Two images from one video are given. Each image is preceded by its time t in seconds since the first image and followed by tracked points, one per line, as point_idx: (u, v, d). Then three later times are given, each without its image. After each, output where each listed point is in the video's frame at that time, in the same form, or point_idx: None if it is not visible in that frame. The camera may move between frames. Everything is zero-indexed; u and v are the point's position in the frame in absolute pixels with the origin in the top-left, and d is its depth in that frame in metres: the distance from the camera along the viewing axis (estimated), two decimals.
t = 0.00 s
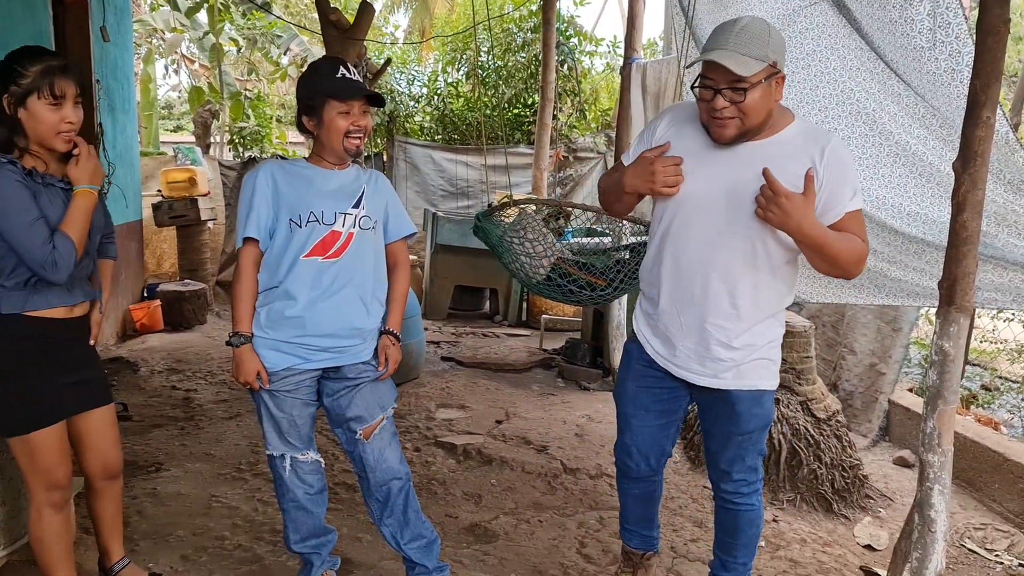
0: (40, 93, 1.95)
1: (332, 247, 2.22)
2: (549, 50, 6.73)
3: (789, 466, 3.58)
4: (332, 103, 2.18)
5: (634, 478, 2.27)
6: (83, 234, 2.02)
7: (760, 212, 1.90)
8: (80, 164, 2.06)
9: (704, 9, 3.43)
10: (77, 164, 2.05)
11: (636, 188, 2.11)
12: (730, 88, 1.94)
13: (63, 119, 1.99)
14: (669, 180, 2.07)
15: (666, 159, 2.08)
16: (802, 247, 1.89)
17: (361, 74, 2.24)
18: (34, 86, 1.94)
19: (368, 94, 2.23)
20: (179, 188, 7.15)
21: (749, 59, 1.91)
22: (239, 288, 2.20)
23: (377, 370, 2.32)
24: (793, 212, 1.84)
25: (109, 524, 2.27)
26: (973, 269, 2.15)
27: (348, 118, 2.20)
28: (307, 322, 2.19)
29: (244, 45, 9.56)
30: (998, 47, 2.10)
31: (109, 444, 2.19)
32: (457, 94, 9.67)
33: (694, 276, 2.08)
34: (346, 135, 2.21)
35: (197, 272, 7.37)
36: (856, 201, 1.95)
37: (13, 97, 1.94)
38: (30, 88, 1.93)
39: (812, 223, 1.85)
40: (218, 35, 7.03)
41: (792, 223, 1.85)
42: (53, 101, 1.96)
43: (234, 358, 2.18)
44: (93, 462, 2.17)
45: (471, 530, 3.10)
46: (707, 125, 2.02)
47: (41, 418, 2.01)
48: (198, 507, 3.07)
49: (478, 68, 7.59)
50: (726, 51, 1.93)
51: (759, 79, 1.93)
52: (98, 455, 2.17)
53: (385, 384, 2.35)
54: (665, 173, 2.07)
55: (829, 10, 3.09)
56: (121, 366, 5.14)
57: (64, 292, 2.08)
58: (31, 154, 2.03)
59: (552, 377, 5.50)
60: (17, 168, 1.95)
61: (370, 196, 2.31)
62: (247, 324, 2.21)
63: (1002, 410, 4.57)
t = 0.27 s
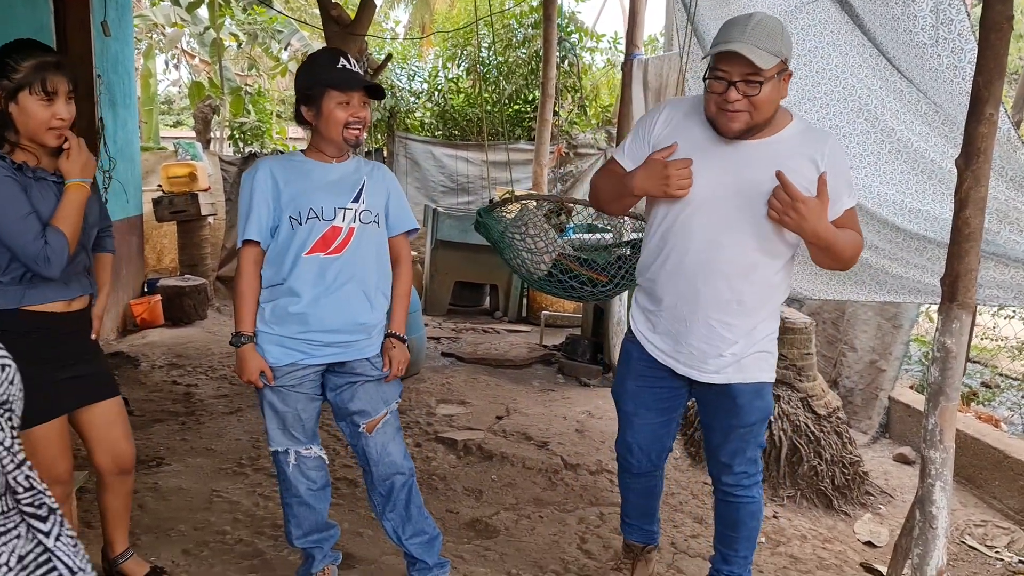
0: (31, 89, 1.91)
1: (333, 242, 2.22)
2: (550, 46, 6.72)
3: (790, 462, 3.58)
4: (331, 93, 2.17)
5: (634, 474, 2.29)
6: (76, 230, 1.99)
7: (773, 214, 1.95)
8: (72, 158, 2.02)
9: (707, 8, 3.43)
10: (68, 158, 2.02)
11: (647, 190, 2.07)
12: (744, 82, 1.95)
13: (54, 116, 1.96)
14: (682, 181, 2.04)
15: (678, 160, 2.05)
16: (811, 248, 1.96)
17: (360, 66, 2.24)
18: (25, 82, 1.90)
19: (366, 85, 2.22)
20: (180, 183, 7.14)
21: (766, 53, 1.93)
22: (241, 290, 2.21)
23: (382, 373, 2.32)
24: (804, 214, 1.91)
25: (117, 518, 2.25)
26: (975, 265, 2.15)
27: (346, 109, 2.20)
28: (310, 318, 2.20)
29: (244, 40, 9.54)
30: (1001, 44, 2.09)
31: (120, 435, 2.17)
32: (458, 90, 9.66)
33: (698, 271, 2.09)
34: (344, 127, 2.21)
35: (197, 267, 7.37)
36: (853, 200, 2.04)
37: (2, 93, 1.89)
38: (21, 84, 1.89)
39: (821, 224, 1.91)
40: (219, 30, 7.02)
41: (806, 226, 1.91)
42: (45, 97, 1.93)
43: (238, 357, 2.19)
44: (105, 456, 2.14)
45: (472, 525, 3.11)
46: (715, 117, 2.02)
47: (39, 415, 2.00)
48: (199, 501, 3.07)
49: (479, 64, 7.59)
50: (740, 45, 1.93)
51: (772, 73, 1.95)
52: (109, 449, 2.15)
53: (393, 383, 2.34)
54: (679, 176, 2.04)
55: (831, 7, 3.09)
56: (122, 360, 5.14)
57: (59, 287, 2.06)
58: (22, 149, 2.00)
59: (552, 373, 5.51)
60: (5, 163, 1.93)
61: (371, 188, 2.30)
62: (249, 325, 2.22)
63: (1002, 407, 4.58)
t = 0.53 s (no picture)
0: (18, 80, 1.91)
1: (341, 232, 2.21)
2: (551, 40, 6.70)
3: (788, 457, 3.58)
4: (324, 83, 2.17)
5: (630, 472, 2.30)
6: (63, 223, 1.98)
7: (739, 196, 1.99)
8: (60, 149, 2.01)
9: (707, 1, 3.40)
10: (57, 149, 2.00)
11: (613, 191, 2.06)
12: (721, 67, 1.97)
13: (41, 106, 1.95)
14: (644, 177, 2.05)
15: (638, 157, 2.06)
16: (779, 227, 2.00)
17: (353, 55, 2.23)
18: (11, 73, 1.90)
19: (361, 75, 2.22)
20: (179, 176, 7.13)
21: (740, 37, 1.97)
22: (248, 285, 2.20)
23: (386, 351, 2.32)
24: (768, 193, 1.94)
25: (118, 511, 2.23)
26: (975, 260, 2.14)
27: (341, 98, 2.19)
28: (320, 309, 2.20)
29: (244, 32, 9.52)
30: (1003, 37, 2.08)
31: (120, 429, 2.15)
32: (458, 83, 9.65)
33: (673, 261, 2.10)
34: (340, 117, 2.20)
35: (196, 260, 7.36)
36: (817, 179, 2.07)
37: None
38: (8, 74, 1.90)
39: (785, 203, 1.95)
40: (219, 22, 7.00)
41: (772, 206, 1.95)
42: (32, 88, 1.93)
43: (246, 355, 2.18)
44: (106, 449, 2.12)
45: (470, 518, 3.11)
46: (692, 105, 2.03)
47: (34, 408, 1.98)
48: (198, 494, 3.07)
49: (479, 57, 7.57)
50: (718, 27, 1.95)
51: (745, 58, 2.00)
52: (110, 442, 2.13)
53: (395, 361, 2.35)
54: (639, 172, 2.04)
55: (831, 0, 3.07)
56: (121, 353, 5.14)
57: (54, 280, 2.04)
58: (13, 141, 1.99)
59: (551, 368, 5.50)
60: None
61: (374, 176, 2.30)
62: (256, 321, 2.21)
63: (1001, 402, 4.58)
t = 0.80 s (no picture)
0: (12, 77, 1.94)
1: (348, 229, 2.21)
2: (551, 38, 6.69)
3: (786, 456, 3.59)
4: (320, 81, 2.18)
5: (624, 470, 2.31)
6: (60, 221, 1.98)
7: (706, 185, 2.01)
8: (56, 147, 2.03)
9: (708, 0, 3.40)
10: (53, 147, 2.03)
11: (582, 208, 2.12)
12: (692, 67, 2.04)
13: (36, 103, 1.98)
14: (609, 190, 2.09)
15: (599, 170, 2.10)
16: (751, 208, 2.03)
17: (350, 53, 2.24)
18: (6, 71, 1.93)
19: (358, 73, 2.22)
20: (178, 173, 7.12)
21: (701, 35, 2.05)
22: (254, 284, 2.17)
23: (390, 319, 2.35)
24: (735, 177, 1.97)
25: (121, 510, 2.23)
26: (974, 261, 2.14)
27: (336, 96, 2.20)
28: (329, 307, 2.20)
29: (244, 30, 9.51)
30: (1003, 38, 2.08)
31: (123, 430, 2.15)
32: (458, 81, 9.65)
33: (656, 257, 2.11)
34: (337, 114, 2.20)
35: (195, 257, 7.36)
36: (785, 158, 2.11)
37: None
38: (3, 71, 1.93)
39: (752, 183, 1.98)
40: (219, 19, 6.99)
41: (740, 189, 1.98)
42: (26, 85, 1.95)
43: (255, 357, 2.16)
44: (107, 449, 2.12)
45: (468, 517, 3.11)
46: (666, 106, 2.07)
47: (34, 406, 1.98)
48: (196, 491, 3.08)
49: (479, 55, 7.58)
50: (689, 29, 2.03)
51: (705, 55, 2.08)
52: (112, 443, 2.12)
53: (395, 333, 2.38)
54: (603, 185, 2.09)
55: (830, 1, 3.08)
56: (120, 350, 5.14)
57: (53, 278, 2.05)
58: (10, 138, 2.03)
59: (550, 366, 5.51)
60: None
61: (376, 173, 2.31)
62: (265, 322, 2.19)
63: (1000, 402, 4.59)
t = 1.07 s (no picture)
0: (9, 75, 1.91)
1: (350, 231, 2.20)
2: (550, 38, 6.69)
3: (786, 457, 3.58)
4: (318, 80, 2.17)
5: (625, 474, 2.32)
6: (55, 219, 1.96)
7: (718, 183, 2.00)
8: (52, 146, 2.00)
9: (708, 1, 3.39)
10: (48, 146, 2.00)
11: (588, 201, 2.06)
12: (702, 62, 2.04)
13: (33, 101, 1.95)
14: (618, 184, 2.04)
15: (607, 163, 2.05)
16: (761, 207, 2.03)
17: (350, 53, 2.23)
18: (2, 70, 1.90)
19: (357, 73, 2.21)
20: (176, 173, 7.10)
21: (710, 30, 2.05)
22: (253, 285, 2.16)
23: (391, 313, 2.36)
24: (747, 175, 1.96)
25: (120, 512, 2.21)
26: (976, 262, 2.14)
27: (334, 96, 2.19)
28: (329, 308, 2.20)
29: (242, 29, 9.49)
30: (1006, 40, 2.08)
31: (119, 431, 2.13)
32: (456, 81, 9.64)
33: (663, 258, 2.10)
34: (334, 114, 2.19)
35: (193, 257, 7.34)
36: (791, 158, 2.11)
37: None
38: None
39: (764, 182, 1.97)
40: (217, 18, 6.98)
41: (752, 188, 1.97)
42: (22, 84, 1.93)
43: (256, 359, 2.15)
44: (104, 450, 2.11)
45: (468, 517, 3.10)
46: (676, 103, 2.06)
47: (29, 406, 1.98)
48: (195, 492, 3.06)
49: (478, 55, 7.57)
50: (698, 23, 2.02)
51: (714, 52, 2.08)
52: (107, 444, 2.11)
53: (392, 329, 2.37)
54: (612, 179, 2.04)
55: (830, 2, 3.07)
56: (118, 350, 5.12)
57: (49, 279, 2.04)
58: (7, 138, 2.00)
59: (549, 367, 5.50)
60: None
61: (377, 174, 2.30)
62: (265, 324, 2.17)
63: (999, 403, 4.60)
